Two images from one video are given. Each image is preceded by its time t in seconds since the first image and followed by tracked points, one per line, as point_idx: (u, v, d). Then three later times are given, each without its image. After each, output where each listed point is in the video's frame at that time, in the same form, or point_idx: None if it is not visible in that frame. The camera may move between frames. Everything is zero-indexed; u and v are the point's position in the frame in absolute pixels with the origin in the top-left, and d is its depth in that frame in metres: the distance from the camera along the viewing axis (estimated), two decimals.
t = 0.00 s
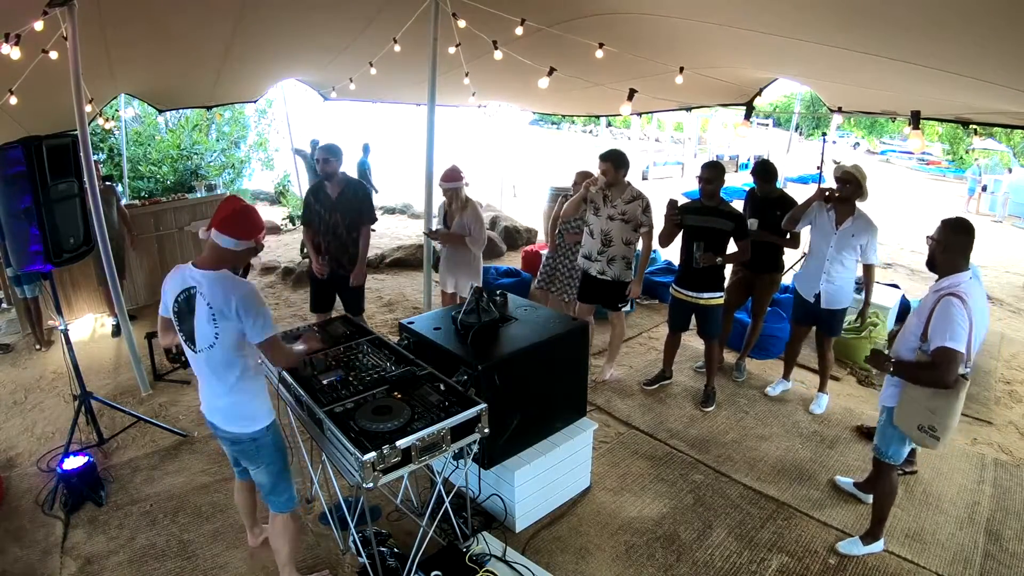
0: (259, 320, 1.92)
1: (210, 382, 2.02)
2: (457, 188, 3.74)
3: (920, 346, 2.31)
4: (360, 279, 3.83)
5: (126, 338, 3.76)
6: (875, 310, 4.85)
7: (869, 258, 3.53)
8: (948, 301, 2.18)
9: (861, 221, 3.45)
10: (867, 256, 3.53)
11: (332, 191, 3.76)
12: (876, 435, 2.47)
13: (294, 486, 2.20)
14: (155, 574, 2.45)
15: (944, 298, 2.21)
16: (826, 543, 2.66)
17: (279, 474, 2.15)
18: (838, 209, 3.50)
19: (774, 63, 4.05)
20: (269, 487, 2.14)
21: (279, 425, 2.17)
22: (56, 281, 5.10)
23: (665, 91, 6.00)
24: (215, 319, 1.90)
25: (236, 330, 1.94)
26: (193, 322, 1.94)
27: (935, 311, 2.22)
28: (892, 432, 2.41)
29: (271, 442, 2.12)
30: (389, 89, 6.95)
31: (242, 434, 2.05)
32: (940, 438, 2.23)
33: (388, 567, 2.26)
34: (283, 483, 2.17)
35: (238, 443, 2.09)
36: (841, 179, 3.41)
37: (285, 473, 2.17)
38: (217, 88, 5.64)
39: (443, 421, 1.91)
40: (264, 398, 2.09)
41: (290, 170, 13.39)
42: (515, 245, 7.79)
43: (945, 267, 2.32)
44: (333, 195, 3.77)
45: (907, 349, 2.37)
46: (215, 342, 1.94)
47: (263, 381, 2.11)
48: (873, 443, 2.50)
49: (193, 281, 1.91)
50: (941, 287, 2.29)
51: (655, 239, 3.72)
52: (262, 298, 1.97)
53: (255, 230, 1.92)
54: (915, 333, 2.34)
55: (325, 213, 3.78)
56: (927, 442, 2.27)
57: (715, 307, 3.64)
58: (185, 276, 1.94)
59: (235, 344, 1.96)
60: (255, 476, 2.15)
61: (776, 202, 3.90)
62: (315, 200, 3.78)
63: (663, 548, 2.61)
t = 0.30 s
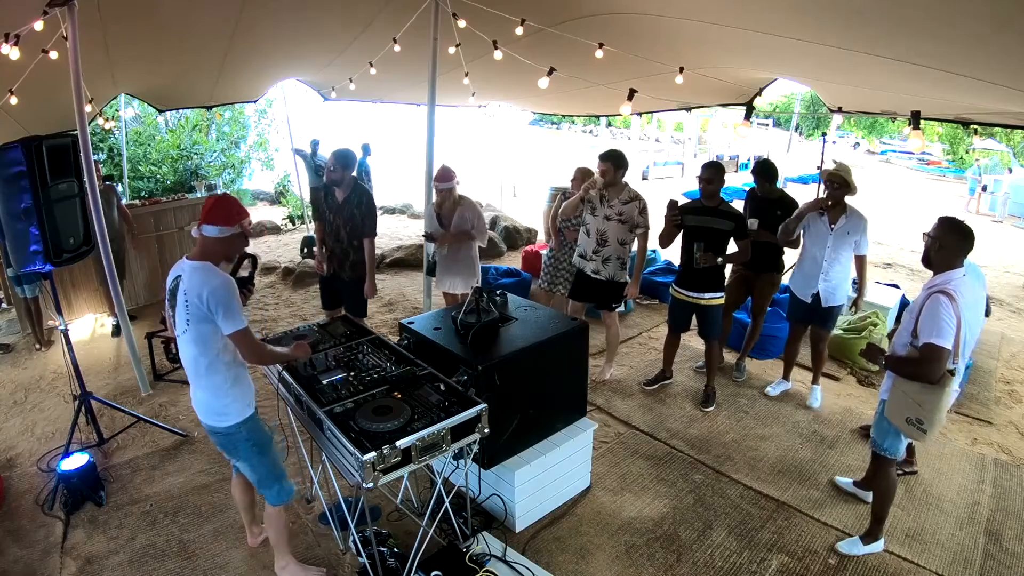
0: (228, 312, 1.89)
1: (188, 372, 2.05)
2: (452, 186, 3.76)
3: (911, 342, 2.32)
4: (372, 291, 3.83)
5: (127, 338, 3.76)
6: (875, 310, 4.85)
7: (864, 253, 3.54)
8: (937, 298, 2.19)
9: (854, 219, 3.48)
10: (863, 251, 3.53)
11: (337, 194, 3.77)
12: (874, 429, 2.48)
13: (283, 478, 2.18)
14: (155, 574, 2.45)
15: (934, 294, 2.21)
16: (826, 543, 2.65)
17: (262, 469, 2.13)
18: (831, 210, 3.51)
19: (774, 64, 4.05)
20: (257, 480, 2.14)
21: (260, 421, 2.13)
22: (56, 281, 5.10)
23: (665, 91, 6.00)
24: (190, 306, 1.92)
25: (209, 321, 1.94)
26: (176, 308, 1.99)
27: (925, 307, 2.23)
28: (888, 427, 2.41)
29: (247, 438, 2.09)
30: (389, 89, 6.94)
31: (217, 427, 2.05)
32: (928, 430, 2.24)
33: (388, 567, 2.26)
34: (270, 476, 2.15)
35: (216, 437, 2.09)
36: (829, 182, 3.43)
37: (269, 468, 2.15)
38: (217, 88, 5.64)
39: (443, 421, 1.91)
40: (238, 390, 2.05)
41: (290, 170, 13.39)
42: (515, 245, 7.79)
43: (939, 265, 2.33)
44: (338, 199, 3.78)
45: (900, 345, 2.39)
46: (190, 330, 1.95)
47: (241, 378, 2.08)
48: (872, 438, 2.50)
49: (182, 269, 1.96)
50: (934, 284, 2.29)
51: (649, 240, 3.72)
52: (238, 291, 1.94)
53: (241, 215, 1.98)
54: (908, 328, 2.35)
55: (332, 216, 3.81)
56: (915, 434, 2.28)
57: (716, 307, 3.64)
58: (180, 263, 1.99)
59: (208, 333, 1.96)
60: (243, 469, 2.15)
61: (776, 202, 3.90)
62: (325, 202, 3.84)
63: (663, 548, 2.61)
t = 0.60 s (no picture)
0: (223, 312, 1.90)
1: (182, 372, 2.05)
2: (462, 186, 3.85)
3: (911, 332, 2.34)
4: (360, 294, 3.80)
5: (127, 338, 3.76)
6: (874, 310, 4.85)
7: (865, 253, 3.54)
8: (937, 287, 2.21)
9: (853, 219, 3.49)
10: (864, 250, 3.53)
11: (338, 192, 3.84)
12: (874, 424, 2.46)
13: (281, 478, 2.18)
14: (155, 574, 2.45)
15: (932, 284, 2.24)
16: (826, 543, 2.65)
17: (259, 469, 2.13)
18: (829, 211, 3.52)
19: (774, 64, 4.05)
20: (256, 480, 2.14)
21: (254, 423, 2.13)
22: (56, 281, 5.10)
23: (665, 91, 6.00)
24: (184, 305, 1.91)
25: (204, 321, 1.94)
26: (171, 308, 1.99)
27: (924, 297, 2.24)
28: (890, 422, 2.39)
29: (240, 439, 2.09)
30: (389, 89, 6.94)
31: (210, 428, 2.04)
32: (935, 416, 2.23)
33: (388, 567, 2.26)
34: (267, 476, 2.15)
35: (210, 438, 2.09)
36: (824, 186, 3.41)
37: (265, 469, 2.14)
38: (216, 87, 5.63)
39: (443, 421, 1.91)
40: (229, 393, 2.05)
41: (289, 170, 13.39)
42: (515, 245, 7.79)
43: (934, 258, 2.35)
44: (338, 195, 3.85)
45: (900, 336, 2.40)
46: (184, 330, 1.95)
47: (234, 380, 2.08)
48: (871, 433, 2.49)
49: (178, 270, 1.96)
50: (931, 275, 2.32)
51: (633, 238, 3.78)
52: (233, 291, 1.94)
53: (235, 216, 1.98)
54: (907, 319, 2.36)
55: (331, 211, 3.88)
56: (922, 422, 2.26)
57: (716, 307, 3.64)
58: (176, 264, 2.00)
59: (201, 334, 1.96)
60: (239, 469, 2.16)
61: (776, 202, 3.89)
62: (329, 200, 3.95)
63: (663, 548, 2.61)
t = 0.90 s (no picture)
0: (226, 305, 1.91)
1: (184, 371, 2.05)
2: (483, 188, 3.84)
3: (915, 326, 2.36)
4: (339, 287, 3.76)
5: (127, 338, 3.76)
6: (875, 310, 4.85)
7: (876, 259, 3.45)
8: (941, 278, 2.23)
9: (861, 224, 3.45)
10: (875, 257, 3.45)
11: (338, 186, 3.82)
12: (875, 422, 2.47)
13: (275, 479, 2.18)
14: (155, 574, 2.45)
15: (934, 276, 2.27)
16: (825, 543, 2.65)
17: (253, 470, 2.13)
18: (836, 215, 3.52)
19: (774, 63, 4.05)
20: (248, 480, 2.14)
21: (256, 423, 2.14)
22: (56, 281, 5.10)
23: (665, 91, 5.99)
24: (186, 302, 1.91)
25: (207, 317, 1.95)
26: (173, 306, 2.00)
27: (928, 290, 2.28)
28: (895, 419, 2.39)
29: (241, 439, 2.09)
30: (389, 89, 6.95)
31: (213, 427, 2.04)
32: (948, 405, 2.21)
33: (388, 567, 2.26)
34: (261, 477, 2.14)
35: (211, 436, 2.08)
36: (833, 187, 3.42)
37: (262, 469, 2.14)
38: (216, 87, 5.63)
39: (443, 421, 1.91)
40: (233, 390, 2.05)
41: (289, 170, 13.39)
42: (515, 245, 7.79)
43: (931, 252, 2.37)
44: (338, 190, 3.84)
45: (904, 330, 2.41)
46: (186, 327, 1.95)
47: (237, 378, 2.08)
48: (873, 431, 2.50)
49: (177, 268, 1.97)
50: (930, 269, 2.34)
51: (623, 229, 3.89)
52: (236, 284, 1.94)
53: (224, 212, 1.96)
54: (909, 313, 2.39)
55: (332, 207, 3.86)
56: (936, 413, 2.24)
57: (717, 307, 3.64)
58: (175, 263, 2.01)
59: (203, 329, 1.96)
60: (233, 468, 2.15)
61: (776, 202, 3.89)
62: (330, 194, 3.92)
63: (663, 548, 2.61)
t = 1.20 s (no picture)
0: (240, 312, 1.93)
1: (190, 379, 2.03)
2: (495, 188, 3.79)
3: (923, 325, 2.34)
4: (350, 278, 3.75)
5: (127, 338, 3.76)
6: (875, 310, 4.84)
7: (877, 269, 3.38)
8: (948, 275, 2.23)
9: (867, 230, 3.39)
10: (875, 266, 3.38)
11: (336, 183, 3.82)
12: (881, 424, 2.46)
13: (296, 476, 2.18)
14: (155, 574, 2.45)
15: (939, 274, 2.27)
16: (825, 543, 2.65)
17: (272, 469, 2.12)
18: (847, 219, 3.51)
19: (774, 63, 4.05)
20: (268, 481, 2.13)
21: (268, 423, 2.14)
22: (56, 281, 5.10)
23: (665, 91, 6.00)
24: (197, 310, 1.91)
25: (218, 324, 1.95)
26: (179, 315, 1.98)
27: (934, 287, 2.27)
28: (902, 420, 2.39)
29: (257, 440, 2.09)
30: (389, 89, 6.95)
31: (226, 432, 2.04)
32: (961, 402, 2.21)
33: (388, 566, 2.26)
34: (282, 475, 2.14)
35: (224, 442, 2.08)
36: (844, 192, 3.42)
37: (281, 467, 2.14)
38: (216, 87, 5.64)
39: (443, 421, 1.91)
40: (243, 395, 2.06)
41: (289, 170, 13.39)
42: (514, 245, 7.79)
43: (930, 251, 2.38)
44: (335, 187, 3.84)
45: (910, 331, 2.39)
46: (196, 335, 1.95)
47: (245, 384, 2.09)
48: (878, 433, 2.49)
49: (184, 275, 1.96)
50: (931, 267, 2.34)
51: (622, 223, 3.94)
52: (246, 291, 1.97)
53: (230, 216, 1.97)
54: (915, 313, 2.37)
55: (331, 204, 3.86)
56: (948, 412, 2.23)
57: (717, 307, 3.64)
58: (179, 270, 2.00)
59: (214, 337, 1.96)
60: (252, 470, 2.14)
61: (776, 202, 3.89)
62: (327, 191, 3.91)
63: (663, 548, 2.61)
